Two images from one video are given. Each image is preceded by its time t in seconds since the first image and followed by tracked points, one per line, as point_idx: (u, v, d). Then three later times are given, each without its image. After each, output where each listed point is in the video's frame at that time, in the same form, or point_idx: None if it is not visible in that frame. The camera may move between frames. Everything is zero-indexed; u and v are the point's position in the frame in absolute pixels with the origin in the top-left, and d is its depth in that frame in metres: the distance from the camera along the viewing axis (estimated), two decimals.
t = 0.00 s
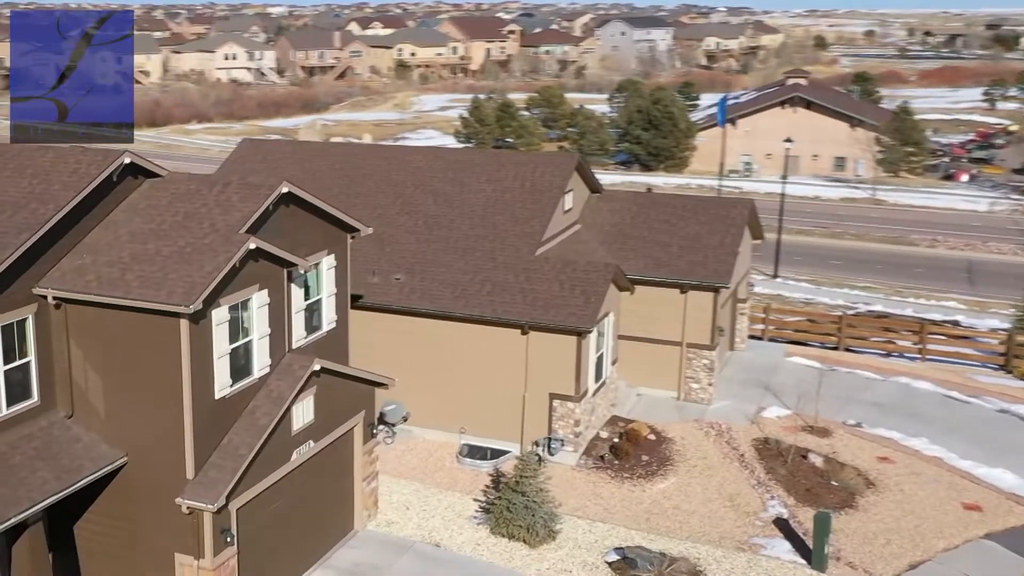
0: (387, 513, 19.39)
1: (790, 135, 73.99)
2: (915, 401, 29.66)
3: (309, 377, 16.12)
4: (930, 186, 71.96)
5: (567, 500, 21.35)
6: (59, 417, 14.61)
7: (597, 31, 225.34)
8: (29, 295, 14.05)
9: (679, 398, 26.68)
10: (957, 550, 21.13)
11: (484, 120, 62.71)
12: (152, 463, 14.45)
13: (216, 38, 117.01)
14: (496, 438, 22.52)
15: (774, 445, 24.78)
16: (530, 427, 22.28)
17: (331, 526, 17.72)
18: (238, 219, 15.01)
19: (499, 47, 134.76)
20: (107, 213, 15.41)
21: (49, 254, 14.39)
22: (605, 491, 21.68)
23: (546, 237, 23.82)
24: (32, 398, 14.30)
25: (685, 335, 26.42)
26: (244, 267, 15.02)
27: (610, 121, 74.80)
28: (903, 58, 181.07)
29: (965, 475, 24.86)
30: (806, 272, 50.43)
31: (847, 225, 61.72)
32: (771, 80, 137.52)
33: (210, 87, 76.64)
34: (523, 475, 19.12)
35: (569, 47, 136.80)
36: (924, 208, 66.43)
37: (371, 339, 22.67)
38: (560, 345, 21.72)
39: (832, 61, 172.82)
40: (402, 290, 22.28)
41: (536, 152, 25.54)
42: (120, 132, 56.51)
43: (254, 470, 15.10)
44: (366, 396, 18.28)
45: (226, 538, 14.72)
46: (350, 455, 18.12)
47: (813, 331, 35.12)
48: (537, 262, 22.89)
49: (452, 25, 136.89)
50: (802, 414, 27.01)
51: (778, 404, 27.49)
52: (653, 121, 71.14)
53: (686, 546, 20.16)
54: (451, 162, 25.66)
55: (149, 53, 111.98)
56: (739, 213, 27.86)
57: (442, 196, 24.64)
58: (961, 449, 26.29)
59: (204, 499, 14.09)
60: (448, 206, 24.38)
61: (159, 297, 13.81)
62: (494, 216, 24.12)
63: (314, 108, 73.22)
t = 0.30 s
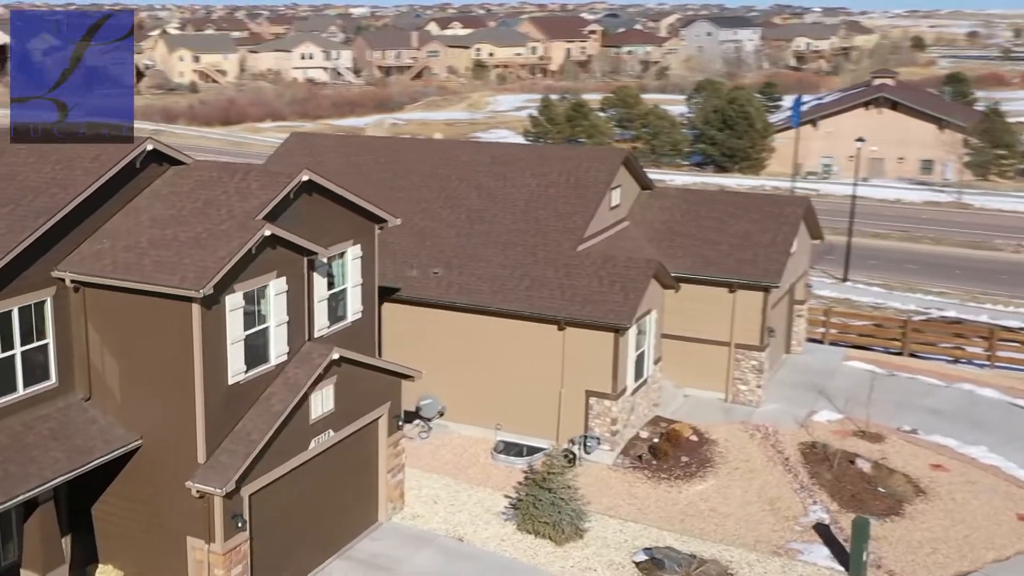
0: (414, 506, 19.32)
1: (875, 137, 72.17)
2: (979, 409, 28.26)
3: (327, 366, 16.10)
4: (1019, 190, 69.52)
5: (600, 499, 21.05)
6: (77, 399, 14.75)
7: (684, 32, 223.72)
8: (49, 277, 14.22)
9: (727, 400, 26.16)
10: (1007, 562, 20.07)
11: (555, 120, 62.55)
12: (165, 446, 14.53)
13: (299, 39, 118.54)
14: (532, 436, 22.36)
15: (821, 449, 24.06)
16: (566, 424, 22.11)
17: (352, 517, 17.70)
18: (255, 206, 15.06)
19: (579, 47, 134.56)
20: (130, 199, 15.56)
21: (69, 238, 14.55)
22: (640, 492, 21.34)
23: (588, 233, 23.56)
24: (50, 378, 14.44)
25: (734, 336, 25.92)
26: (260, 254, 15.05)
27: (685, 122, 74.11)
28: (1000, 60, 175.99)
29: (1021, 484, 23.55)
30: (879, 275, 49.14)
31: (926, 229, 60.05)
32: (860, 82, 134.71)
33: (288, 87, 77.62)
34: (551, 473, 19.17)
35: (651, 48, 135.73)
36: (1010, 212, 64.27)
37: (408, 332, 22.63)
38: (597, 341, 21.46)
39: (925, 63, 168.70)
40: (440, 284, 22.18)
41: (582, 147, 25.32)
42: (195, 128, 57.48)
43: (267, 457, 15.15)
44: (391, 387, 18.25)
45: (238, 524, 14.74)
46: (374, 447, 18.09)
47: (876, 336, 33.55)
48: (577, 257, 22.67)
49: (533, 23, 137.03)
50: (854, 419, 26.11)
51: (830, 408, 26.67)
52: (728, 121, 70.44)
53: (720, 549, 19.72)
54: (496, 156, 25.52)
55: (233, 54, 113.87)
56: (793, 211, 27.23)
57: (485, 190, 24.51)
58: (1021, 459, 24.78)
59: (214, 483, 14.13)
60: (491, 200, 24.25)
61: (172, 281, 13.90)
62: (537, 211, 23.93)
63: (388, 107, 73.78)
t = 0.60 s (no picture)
0: (441, 499, 19.26)
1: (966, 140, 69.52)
2: None
3: (346, 355, 16.09)
4: None
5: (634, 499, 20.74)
6: (97, 380, 14.91)
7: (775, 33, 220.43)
8: (69, 260, 14.40)
9: (777, 403, 25.57)
10: None
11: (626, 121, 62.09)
12: (181, 430, 14.65)
13: (377, 38, 118.43)
14: (569, 433, 22.12)
15: (871, 454, 23.26)
16: (603, 422, 21.86)
17: (375, 508, 17.68)
18: (274, 192, 15.13)
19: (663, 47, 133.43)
20: (154, 185, 15.74)
21: (90, 222, 14.73)
22: (677, 493, 20.96)
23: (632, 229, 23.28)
24: (71, 361, 14.67)
25: (784, 336, 25.33)
26: (278, 240, 15.11)
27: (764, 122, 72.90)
28: None
29: None
30: (956, 279, 47.60)
31: (1012, 234, 58.01)
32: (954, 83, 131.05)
33: (365, 87, 78.27)
34: (583, 467, 19.10)
35: (739, 48, 133.81)
36: None
37: (446, 326, 22.56)
38: (635, 338, 21.17)
39: None
40: (478, 278, 22.08)
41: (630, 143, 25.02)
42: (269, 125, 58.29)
43: (282, 444, 15.21)
44: (418, 379, 18.20)
45: (250, 509, 14.80)
46: (399, 438, 18.06)
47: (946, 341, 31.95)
48: (618, 252, 22.43)
49: (616, 24, 136.29)
50: (909, 425, 25.17)
51: (884, 413, 25.79)
52: (807, 122, 69.23)
53: (754, 553, 19.21)
54: (543, 151, 25.34)
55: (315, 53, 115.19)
56: (850, 210, 26.56)
57: (530, 185, 24.36)
58: None
59: (225, 467, 14.22)
60: (536, 195, 24.12)
61: (186, 265, 14.01)
62: (580, 207, 23.73)
63: (464, 107, 74.01)
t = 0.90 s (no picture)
0: (469, 494, 19.18)
1: None
2: None
3: (366, 345, 16.10)
4: None
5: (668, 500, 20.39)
6: (118, 365, 15.10)
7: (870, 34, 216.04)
8: (90, 245, 14.60)
9: (828, 407, 24.92)
10: None
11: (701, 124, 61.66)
12: (197, 416, 14.77)
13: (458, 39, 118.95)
14: (607, 432, 21.87)
15: (922, 461, 22.44)
16: (641, 421, 21.56)
17: (398, 500, 17.65)
18: (293, 181, 15.22)
19: (750, 48, 131.74)
20: (180, 172, 15.89)
21: (112, 208, 14.92)
22: (714, 495, 20.55)
23: (677, 227, 22.97)
24: (91, 344, 14.84)
25: (837, 338, 24.69)
26: (296, 228, 15.19)
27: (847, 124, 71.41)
28: None
29: None
30: None
31: None
32: None
33: (443, 88, 78.63)
34: (614, 466, 18.81)
35: (830, 49, 131.33)
36: None
37: (485, 322, 22.47)
38: (674, 336, 20.85)
39: None
40: (517, 273, 21.97)
41: (678, 139, 24.68)
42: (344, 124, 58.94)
43: (297, 432, 15.28)
44: (444, 372, 18.15)
45: (264, 495, 14.88)
46: (424, 431, 18.02)
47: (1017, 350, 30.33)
48: (661, 249, 22.16)
49: (702, 25, 135.02)
50: (966, 432, 24.26)
51: (941, 420, 24.91)
52: (890, 123, 67.67)
53: (787, 557, 18.72)
54: (592, 147, 25.13)
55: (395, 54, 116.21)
56: (909, 209, 25.82)
57: (576, 181, 24.18)
58: None
59: (237, 453, 14.32)
60: (581, 191, 23.93)
61: (201, 251, 14.14)
62: (625, 204, 23.48)
63: (541, 109, 73.97)
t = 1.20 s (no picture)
0: (499, 491, 19.07)
1: None
2: None
3: (387, 336, 16.12)
4: None
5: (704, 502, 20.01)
6: (140, 352, 15.30)
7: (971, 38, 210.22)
8: (113, 233, 14.82)
9: (881, 414, 24.22)
10: None
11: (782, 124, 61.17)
12: (214, 403, 14.91)
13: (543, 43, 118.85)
14: (645, 433, 21.55)
15: (976, 471, 21.57)
16: (680, 422, 21.21)
17: (422, 494, 17.62)
18: (313, 171, 15.32)
19: (841, 52, 129.16)
20: (206, 162, 16.04)
21: (137, 197, 15.11)
22: (752, 499, 20.10)
23: (723, 226, 22.56)
24: (114, 331, 15.03)
25: (891, 343, 23.97)
26: (316, 218, 15.27)
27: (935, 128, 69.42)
28: None
29: None
30: None
31: None
32: None
33: (523, 91, 78.60)
34: (644, 465, 18.57)
35: (926, 53, 128.09)
36: None
37: (526, 321, 22.29)
38: (714, 337, 20.51)
39: None
40: (558, 270, 21.82)
41: (730, 137, 24.24)
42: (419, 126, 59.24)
43: (314, 422, 15.36)
44: (472, 368, 18.08)
45: (279, 483, 14.97)
46: (451, 425, 17.97)
47: None
48: (704, 249, 21.82)
49: (793, 28, 132.72)
50: None
51: (1002, 430, 23.94)
52: (979, 127, 65.60)
53: (822, 564, 18.18)
54: (641, 145, 24.83)
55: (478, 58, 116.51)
56: (971, 211, 24.97)
57: (622, 179, 23.90)
58: None
59: (251, 440, 14.42)
60: (627, 189, 23.65)
61: (218, 239, 14.29)
62: (671, 203, 23.16)
63: (619, 112, 73.46)
